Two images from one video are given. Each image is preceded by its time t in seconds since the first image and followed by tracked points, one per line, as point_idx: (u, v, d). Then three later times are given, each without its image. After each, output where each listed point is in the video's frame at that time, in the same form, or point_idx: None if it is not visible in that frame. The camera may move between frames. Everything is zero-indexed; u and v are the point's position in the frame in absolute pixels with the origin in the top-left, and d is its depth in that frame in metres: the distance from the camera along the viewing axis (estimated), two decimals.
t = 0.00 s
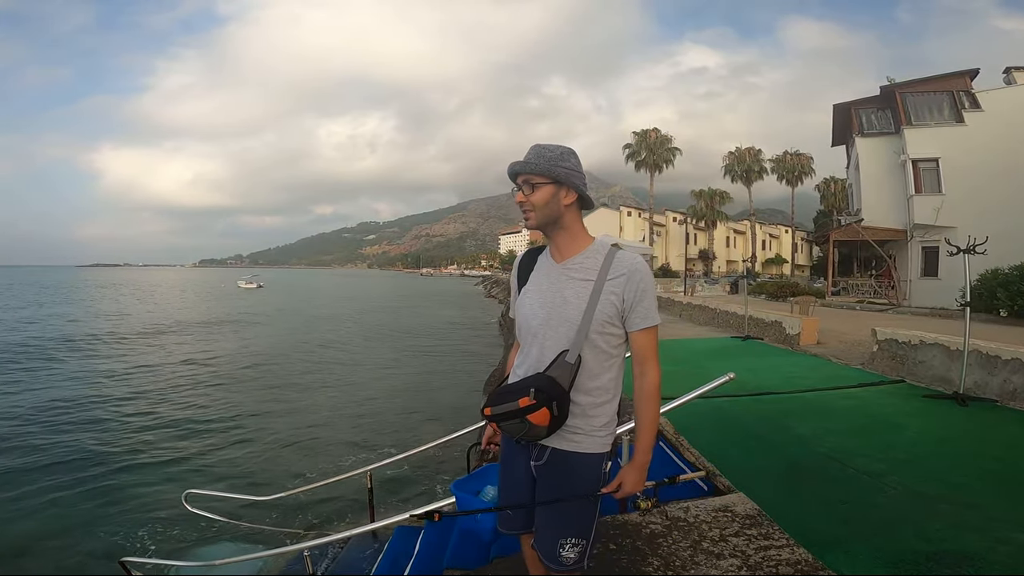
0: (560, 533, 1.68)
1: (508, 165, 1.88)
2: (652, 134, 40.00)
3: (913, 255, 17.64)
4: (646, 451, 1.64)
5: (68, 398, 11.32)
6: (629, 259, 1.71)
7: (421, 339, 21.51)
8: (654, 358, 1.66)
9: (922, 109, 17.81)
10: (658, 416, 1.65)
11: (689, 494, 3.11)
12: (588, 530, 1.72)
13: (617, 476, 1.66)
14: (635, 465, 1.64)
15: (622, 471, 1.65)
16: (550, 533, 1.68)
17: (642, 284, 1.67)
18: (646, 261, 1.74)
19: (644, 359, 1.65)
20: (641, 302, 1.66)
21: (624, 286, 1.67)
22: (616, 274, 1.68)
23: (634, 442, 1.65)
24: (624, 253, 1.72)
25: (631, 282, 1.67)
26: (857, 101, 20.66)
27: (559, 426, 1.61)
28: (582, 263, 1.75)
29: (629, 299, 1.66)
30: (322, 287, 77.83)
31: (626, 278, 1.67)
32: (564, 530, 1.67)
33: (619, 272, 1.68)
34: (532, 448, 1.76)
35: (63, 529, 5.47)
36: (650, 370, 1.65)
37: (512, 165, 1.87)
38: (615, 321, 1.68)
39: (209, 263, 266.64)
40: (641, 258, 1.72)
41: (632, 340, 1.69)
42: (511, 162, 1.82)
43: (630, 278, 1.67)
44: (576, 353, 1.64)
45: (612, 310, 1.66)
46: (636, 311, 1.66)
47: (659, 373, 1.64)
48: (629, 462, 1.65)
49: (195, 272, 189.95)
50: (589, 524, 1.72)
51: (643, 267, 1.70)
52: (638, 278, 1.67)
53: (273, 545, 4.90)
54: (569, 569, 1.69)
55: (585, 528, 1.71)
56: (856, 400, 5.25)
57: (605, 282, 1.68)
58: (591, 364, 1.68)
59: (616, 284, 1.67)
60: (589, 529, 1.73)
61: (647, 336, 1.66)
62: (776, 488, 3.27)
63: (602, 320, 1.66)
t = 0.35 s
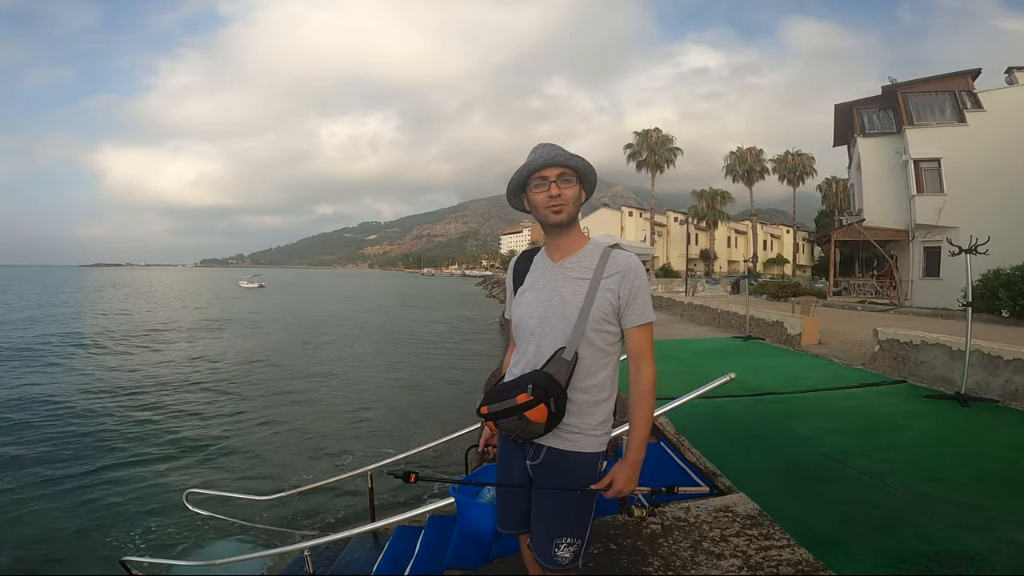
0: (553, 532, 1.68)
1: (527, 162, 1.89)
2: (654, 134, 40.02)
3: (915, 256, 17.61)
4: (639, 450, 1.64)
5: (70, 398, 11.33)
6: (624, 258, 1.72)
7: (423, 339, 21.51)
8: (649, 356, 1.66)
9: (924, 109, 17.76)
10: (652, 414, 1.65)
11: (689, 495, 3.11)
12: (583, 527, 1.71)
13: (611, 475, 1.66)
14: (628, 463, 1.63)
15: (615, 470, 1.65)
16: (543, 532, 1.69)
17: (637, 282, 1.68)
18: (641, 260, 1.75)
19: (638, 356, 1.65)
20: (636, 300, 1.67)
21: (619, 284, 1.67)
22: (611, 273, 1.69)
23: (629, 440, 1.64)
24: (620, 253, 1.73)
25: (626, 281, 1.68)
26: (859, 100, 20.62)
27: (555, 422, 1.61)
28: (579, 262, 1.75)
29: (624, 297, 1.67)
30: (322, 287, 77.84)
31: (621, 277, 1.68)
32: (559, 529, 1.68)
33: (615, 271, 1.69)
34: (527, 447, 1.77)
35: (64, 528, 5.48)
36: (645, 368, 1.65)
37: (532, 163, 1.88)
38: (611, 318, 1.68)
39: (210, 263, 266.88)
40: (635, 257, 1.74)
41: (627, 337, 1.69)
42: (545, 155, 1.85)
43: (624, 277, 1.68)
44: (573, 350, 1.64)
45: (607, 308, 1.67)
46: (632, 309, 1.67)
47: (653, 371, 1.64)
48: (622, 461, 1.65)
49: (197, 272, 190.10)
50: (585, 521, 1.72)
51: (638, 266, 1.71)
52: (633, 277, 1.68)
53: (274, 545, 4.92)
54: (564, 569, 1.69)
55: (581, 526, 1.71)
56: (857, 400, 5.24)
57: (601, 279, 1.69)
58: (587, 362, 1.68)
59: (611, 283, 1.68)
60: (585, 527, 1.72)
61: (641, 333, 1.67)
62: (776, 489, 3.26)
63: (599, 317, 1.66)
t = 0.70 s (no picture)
0: (551, 531, 1.68)
1: (522, 162, 1.89)
2: (655, 134, 40.03)
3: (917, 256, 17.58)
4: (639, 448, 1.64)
5: (71, 397, 11.34)
6: (622, 257, 1.72)
7: (424, 339, 21.49)
8: (647, 355, 1.66)
9: (926, 109, 17.76)
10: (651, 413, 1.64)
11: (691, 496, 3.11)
12: (581, 527, 1.71)
13: (611, 473, 1.66)
14: (628, 462, 1.63)
15: (615, 468, 1.65)
16: (541, 531, 1.69)
17: (634, 281, 1.68)
18: (639, 259, 1.75)
19: (637, 355, 1.65)
20: (633, 299, 1.67)
21: (617, 282, 1.67)
22: (609, 272, 1.69)
23: (628, 440, 1.64)
24: (617, 252, 1.74)
25: (623, 279, 1.68)
26: (860, 101, 20.61)
27: (554, 420, 1.61)
28: (577, 261, 1.76)
29: (622, 295, 1.67)
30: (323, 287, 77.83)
31: (619, 275, 1.68)
32: (557, 529, 1.68)
33: (612, 270, 1.69)
34: (526, 447, 1.77)
35: (65, 527, 5.49)
36: (643, 367, 1.65)
37: (528, 162, 1.88)
38: (609, 317, 1.68)
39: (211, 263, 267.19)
40: (632, 257, 1.73)
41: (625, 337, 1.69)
42: (539, 154, 1.85)
43: (622, 275, 1.68)
44: (571, 349, 1.64)
45: (605, 307, 1.67)
46: (629, 307, 1.67)
47: (653, 369, 1.64)
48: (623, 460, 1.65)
49: (198, 272, 190.29)
50: (583, 520, 1.72)
51: (635, 265, 1.71)
52: (630, 275, 1.68)
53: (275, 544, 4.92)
54: (563, 569, 1.69)
55: (580, 526, 1.71)
56: (858, 400, 5.23)
57: (599, 278, 1.69)
58: (585, 361, 1.68)
59: (609, 282, 1.68)
60: (583, 527, 1.72)
61: (639, 332, 1.67)
62: (777, 489, 3.25)
63: (597, 316, 1.66)
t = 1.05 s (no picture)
0: (552, 531, 1.68)
1: (523, 160, 1.89)
2: (656, 134, 39.99)
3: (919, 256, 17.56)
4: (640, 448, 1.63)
5: (72, 397, 11.34)
6: (622, 256, 1.72)
7: (425, 339, 21.48)
8: (648, 354, 1.66)
9: (928, 109, 17.73)
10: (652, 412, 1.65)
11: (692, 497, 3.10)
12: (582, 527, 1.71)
13: (613, 472, 1.66)
14: (630, 462, 1.63)
15: (618, 468, 1.65)
16: (542, 531, 1.69)
17: (634, 280, 1.68)
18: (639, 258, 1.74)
19: (637, 355, 1.65)
20: (633, 298, 1.67)
21: (617, 281, 1.68)
22: (609, 270, 1.69)
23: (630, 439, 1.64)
24: (616, 250, 1.73)
25: (623, 278, 1.68)
26: (862, 100, 20.58)
27: (555, 419, 1.61)
28: (576, 260, 1.76)
29: (622, 294, 1.67)
30: (323, 287, 77.83)
31: (619, 274, 1.68)
32: (558, 529, 1.68)
33: (612, 268, 1.69)
34: (527, 447, 1.77)
35: (67, 526, 5.50)
36: (644, 366, 1.65)
37: (528, 161, 1.88)
38: (609, 316, 1.68)
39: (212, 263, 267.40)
40: (633, 256, 1.73)
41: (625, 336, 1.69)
42: (539, 152, 1.84)
43: (622, 274, 1.68)
44: (572, 348, 1.64)
45: (606, 305, 1.67)
46: (629, 306, 1.67)
47: (653, 369, 1.64)
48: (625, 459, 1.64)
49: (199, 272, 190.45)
50: (584, 520, 1.72)
51: (635, 264, 1.71)
52: (630, 274, 1.68)
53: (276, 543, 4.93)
54: (563, 568, 1.69)
55: (581, 525, 1.71)
56: (860, 400, 5.23)
57: (600, 277, 1.68)
58: (587, 360, 1.68)
59: (609, 280, 1.68)
60: (584, 527, 1.72)
61: (640, 331, 1.66)
62: (779, 490, 3.25)
63: (597, 315, 1.66)
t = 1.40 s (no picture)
0: (554, 529, 1.68)
1: (523, 160, 1.89)
2: (656, 134, 39.96)
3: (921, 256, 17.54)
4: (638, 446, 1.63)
5: (73, 397, 11.34)
6: (620, 255, 1.72)
7: (426, 338, 21.46)
8: (646, 352, 1.66)
9: (930, 109, 17.70)
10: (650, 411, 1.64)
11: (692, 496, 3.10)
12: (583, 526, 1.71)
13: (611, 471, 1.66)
14: (628, 459, 1.63)
15: (615, 466, 1.64)
16: (544, 529, 1.69)
17: (632, 278, 1.68)
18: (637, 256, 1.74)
19: (635, 353, 1.65)
20: (632, 296, 1.66)
21: (616, 279, 1.68)
22: (608, 269, 1.69)
23: (628, 438, 1.64)
24: (615, 249, 1.73)
25: (621, 277, 1.68)
26: (864, 100, 20.54)
27: (556, 417, 1.61)
28: (576, 259, 1.76)
29: (621, 292, 1.67)
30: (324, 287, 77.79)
31: (618, 272, 1.68)
32: (559, 527, 1.68)
33: (611, 267, 1.69)
34: (528, 446, 1.77)
35: (68, 526, 5.50)
36: (642, 365, 1.65)
37: (527, 160, 1.89)
38: (609, 314, 1.68)
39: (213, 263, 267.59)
40: (631, 254, 1.73)
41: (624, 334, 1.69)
42: (539, 151, 1.85)
43: (620, 272, 1.68)
44: (573, 346, 1.64)
45: (604, 304, 1.67)
46: (628, 304, 1.66)
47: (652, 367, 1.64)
48: (623, 458, 1.64)
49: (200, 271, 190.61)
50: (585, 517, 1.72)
51: (634, 262, 1.71)
52: (629, 272, 1.68)
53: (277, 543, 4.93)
54: (564, 567, 1.69)
55: (582, 523, 1.71)
56: (861, 400, 5.22)
57: (599, 276, 1.69)
58: (586, 359, 1.68)
59: (607, 279, 1.68)
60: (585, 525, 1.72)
61: (638, 329, 1.66)
62: (780, 489, 3.25)
63: (597, 313, 1.66)
